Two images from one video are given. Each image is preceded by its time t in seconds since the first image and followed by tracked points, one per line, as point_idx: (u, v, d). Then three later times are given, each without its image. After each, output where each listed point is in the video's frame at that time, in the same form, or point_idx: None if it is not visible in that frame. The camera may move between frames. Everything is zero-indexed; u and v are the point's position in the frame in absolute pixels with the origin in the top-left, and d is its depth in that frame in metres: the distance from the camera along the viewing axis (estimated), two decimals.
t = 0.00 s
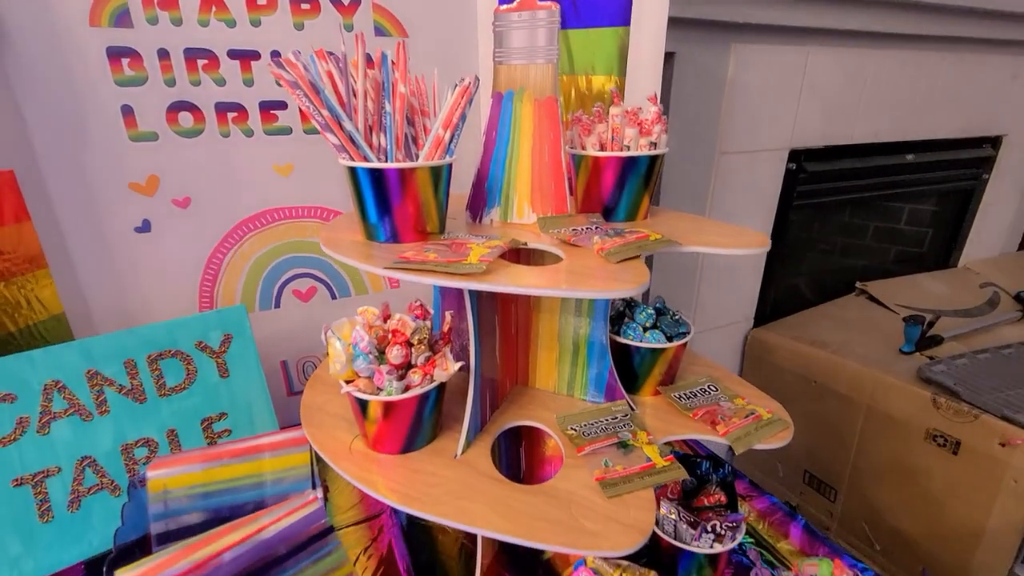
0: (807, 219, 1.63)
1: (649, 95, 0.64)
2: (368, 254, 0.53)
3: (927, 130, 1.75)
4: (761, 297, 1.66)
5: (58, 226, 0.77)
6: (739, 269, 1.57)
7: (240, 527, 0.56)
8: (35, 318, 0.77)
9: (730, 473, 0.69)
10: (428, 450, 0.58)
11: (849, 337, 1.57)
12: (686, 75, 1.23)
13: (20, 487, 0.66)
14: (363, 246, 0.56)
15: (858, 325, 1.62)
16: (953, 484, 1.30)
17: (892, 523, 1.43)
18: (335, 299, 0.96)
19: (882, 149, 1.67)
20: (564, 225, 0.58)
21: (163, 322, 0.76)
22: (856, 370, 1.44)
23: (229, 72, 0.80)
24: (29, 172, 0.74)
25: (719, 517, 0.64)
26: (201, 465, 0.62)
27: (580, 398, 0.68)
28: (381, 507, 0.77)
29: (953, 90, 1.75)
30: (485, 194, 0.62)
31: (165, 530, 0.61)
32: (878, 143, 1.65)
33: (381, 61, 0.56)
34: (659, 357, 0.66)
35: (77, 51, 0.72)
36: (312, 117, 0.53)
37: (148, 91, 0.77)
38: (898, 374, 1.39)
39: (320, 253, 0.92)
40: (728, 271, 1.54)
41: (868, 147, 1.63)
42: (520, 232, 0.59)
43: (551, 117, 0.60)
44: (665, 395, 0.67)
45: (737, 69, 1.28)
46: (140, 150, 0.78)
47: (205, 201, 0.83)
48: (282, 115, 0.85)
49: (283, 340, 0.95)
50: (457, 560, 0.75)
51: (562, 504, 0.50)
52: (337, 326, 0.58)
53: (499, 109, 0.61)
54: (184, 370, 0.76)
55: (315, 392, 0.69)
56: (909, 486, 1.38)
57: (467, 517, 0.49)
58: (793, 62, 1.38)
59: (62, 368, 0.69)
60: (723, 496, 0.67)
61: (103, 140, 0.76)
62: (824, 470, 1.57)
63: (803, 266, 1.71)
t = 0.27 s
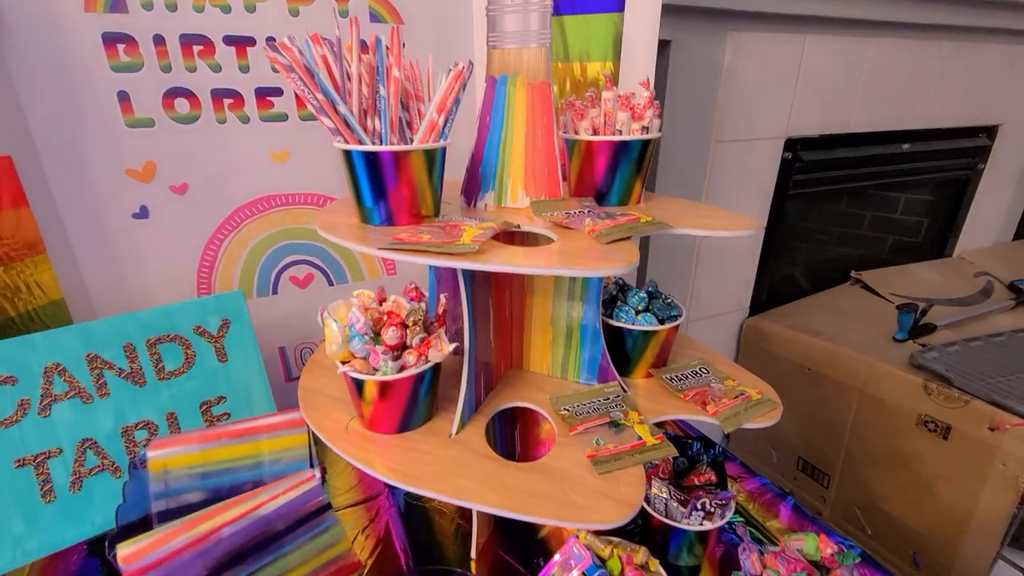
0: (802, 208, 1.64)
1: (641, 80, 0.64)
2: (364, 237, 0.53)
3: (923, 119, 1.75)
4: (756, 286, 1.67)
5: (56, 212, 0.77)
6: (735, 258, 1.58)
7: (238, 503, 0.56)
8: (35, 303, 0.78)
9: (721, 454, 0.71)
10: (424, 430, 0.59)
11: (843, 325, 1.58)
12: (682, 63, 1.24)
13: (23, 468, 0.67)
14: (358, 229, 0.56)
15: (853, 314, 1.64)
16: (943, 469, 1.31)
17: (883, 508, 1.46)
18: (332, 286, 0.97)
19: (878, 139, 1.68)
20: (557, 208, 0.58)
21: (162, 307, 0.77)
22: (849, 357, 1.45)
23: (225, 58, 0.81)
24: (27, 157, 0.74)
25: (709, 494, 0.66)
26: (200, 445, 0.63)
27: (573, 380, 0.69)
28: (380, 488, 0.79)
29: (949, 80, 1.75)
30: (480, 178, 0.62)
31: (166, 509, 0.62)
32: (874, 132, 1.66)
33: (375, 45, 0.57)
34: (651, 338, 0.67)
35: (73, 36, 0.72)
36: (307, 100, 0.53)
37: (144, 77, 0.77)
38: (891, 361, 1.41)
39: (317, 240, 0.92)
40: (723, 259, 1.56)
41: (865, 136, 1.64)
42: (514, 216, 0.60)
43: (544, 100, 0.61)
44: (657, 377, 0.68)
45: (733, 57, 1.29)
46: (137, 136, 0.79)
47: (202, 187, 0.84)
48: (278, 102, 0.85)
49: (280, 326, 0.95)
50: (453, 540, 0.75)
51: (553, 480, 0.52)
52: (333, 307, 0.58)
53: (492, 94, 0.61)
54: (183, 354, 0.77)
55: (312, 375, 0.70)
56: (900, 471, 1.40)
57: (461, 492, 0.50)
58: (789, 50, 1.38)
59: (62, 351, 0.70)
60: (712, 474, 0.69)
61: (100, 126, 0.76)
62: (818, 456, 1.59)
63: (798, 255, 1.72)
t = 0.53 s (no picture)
0: (799, 196, 1.64)
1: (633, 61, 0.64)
2: (354, 218, 0.53)
3: (921, 107, 1.75)
4: (752, 274, 1.67)
5: (47, 195, 0.77)
6: (732, 246, 1.58)
7: (229, 480, 0.57)
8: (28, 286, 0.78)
9: (709, 436, 0.71)
10: (414, 411, 0.60)
11: (838, 313, 1.59)
12: (679, 49, 1.23)
13: (18, 448, 0.67)
14: (349, 210, 0.56)
15: (848, 302, 1.64)
16: (934, 454, 1.33)
17: (875, 492, 1.47)
18: (325, 271, 0.96)
19: (876, 126, 1.68)
20: (547, 189, 0.58)
21: (154, 290, 0.77)
22: (843, 344, 1.46)
23: (216, 40, 0.80)
24: (17, 140, 0.73)
25: (695, 474, 0.66)
26: (193, 425, 0.64)
27: (564, 363, 0.69)
28: (374, 471, 0.80)
29: (947, 67, 1.74)
30: (471, 160, 0.62)
31: (160, 487, 0.63)
32: (872, 120, 1.65)
33: (364, 25, 0.57)
34: (641, 321, 0.67)
35: (61, 17, 0.71)
36: (295, 80, 0.53)
37: (135, 59, 0.76)
38: (885, 348, 1.41)
39: (310, 225, 0.92)
40: (719, 247, 1.55)
41: (863, 123, 1.63)
42: (505, 198, 0.60)
43: (533, 80, 0.61)
44: (647, 359, 0.69)
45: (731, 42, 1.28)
46: (128, 119, 0.78)
47: (194, 170, 0.83)
48: (270, 85, 0.84)
49: (275, 311, 0.95)
50: (445, 520, 0.75)
51: (541, 458, 0.52)
52: (323, 288, 0.58)
53: (483, 75, 0.61)
54: (177, 337, 0.77)
55: (306, 357, 0.70)
56: (892, 457, 1.42)
57: (450, 470, 0.51)
58: (787, 36, 1.38)
59: (55, 333, 0.70)
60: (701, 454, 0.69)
61: (90, 109, 0.76)
62: (812, 442, 1.61)
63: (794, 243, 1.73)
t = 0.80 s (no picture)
0: (798, 188, 1.64)
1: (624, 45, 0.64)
2: (342, 200, 0.53)
3: (922, 100, 1.74)
4: (748, 265, 1.68)
5: (40, 174, 0.77)
6: (728, 237, 1.58)
7: (217, 457, 0.59)
8: (19, 264, 0.78)
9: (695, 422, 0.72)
10: (400, 391, 0.60)
11: (833, 306, 1.59)
12: (677, 38, 1.23)
13: (10, 423, 0.68)
14: (337, 192, 0.56)
15: (844, 295, 1.64)
16: (922, 446, 1.34)
17: (863, 483, 1.49)
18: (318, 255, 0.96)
19: (876, 118, 1.67)
20: (534, 173, 0.59)
21: (146, 269, 0.77)
22: (836, 336, 1.47)
23: (208, 21, 0.79)
24: (10, 118, 0.73)
25: (679, 457, 0.68)
26: (182, 403, 0.64)
27: (552, 348, 0.69)
28: (363, 452, 0.81)
29: (949, 60, 1.74)
30: (460, 143, 0.62)
31: (149, 463, 0.63)
32: (871, 112, 1.65)
33: (354, 4, 0.56)
34: (628, 306, 0.67)
35: None
36: (283, 59, 0.53)
37: (126, 39, 0.76)
38: (878, 341, 1.42)
39: (303, 208, 0.92)
40: (715, 237, 1.56)
41: (862, 115, 1.63)
42: (493, 180, 0.60)
43: (522, 62, 0.61)
44: (634, 345, 0.69)
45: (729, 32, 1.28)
46: (120, 99, 0.78)
47: (186, 152, 0.83)
48: (263, 67, 0.83)
49: (268, 295, 0.96)
50: (433, 501, 0.74)
51: (525, 439, 0.53)
52: (311, 269, 0.59)
53: (472, 58, 0.61)
54: (168, 318, 0.78)
55: (296, 339, 0.70)
56: (881, 448, 1.43)
57: (433, 448, 0.52)
58: (786, 27, 1.37)
59: (46, 311, 0.71)
60: (684, 437, 0.70)
61: (82, 88, 0.76)
62: (802, 432, 1.62)
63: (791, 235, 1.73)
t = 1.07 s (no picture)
0: (804, 177, 1.63)
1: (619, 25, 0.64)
2: (335, 173, 0.54)
3: (932, 90, 1.73)
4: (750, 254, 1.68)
5: (45, 148, 0.78)
6: (731, 225, 1.58)
7: (211, 422, 0.59)
8: (26, 234, 0.80)
9: (683, 402, 0.73)
10: (391, 364, 0.61)
11: (836, 296, 1.59)
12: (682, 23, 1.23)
13: (16, 388, 0.70)
14: (330, 166, 0.57)
15: (847, 286, 1.64)
16: (919, 436, 1.34)
17: (859, 472, 1.49)
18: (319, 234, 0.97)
19: (884, 108, 1.66)
20: (525, 152, 0.59)
21: (148, 243, 0.79)
22: (837, 325, 1.47)
23: None
24: (16, 91, 0.75)
25: (664, 434, 0.68)
26: (181, 372, 0.66)
27: (542, 326, 0.70)
28: (359, 426, 0.82)
29: (963, 50, 1.72)
30: (454, 121, 0.63)
31: (147, 428, 0.65)
32: (881, 101, 1.64)
33: None
34: (618, 285, 0.68)
35: None
36: (278, 34, 0.54)
37: (128, 15, 0.77)
38: (878, 331, 1.42)
39: (303, 187, 0.92)
40: (718, 225, 1.55)
41: (870, 104, 1.62)
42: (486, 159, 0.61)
43: (513, 40, 0.62)
44: (624, 325, 0.70)
45: (736, 17, 1.27)
46: (123, 75, 0.79)
47: (188, 128, 0.84)
48: (263, 45, 0.84)
49: (269, 273, 0.97)
50: (425, 474, 0.77)
51: (510, 411, 0.54)
52: (305, 243, 0.60)
53: (466, 35, 0.61)
54: (169, 291, 0.80)
55: (292, 313, 0.71)
56: (878, 438, 1.43)
57: (420, 416, 0.53)
58: (795, 13, 1.36)
59: (51, 281, 0.72)
60: (670, 415, 0.71)
61: (86, 63, 0.77)
62: (800, 422, 1.63)
63: (796, 224, 1.72)
